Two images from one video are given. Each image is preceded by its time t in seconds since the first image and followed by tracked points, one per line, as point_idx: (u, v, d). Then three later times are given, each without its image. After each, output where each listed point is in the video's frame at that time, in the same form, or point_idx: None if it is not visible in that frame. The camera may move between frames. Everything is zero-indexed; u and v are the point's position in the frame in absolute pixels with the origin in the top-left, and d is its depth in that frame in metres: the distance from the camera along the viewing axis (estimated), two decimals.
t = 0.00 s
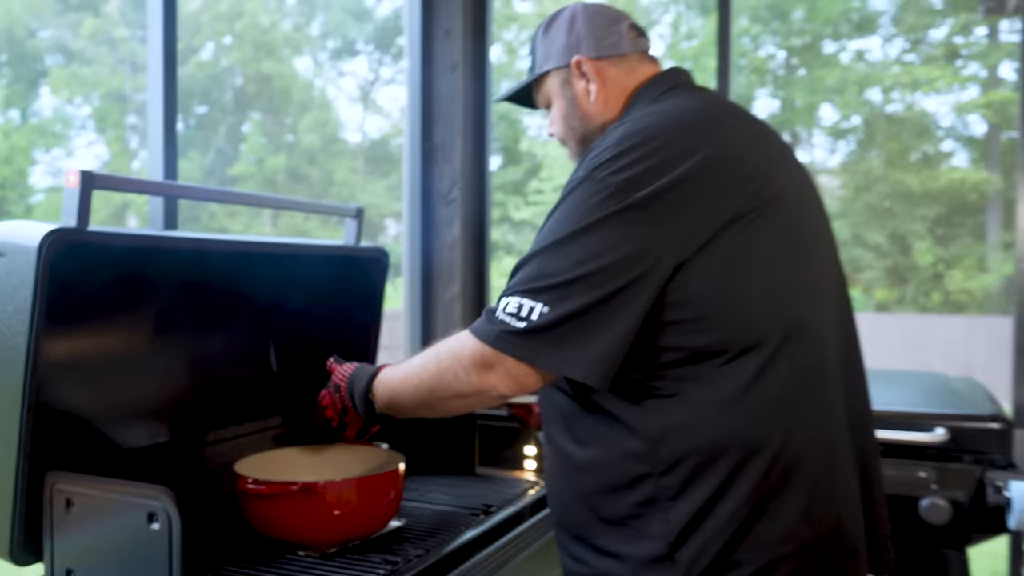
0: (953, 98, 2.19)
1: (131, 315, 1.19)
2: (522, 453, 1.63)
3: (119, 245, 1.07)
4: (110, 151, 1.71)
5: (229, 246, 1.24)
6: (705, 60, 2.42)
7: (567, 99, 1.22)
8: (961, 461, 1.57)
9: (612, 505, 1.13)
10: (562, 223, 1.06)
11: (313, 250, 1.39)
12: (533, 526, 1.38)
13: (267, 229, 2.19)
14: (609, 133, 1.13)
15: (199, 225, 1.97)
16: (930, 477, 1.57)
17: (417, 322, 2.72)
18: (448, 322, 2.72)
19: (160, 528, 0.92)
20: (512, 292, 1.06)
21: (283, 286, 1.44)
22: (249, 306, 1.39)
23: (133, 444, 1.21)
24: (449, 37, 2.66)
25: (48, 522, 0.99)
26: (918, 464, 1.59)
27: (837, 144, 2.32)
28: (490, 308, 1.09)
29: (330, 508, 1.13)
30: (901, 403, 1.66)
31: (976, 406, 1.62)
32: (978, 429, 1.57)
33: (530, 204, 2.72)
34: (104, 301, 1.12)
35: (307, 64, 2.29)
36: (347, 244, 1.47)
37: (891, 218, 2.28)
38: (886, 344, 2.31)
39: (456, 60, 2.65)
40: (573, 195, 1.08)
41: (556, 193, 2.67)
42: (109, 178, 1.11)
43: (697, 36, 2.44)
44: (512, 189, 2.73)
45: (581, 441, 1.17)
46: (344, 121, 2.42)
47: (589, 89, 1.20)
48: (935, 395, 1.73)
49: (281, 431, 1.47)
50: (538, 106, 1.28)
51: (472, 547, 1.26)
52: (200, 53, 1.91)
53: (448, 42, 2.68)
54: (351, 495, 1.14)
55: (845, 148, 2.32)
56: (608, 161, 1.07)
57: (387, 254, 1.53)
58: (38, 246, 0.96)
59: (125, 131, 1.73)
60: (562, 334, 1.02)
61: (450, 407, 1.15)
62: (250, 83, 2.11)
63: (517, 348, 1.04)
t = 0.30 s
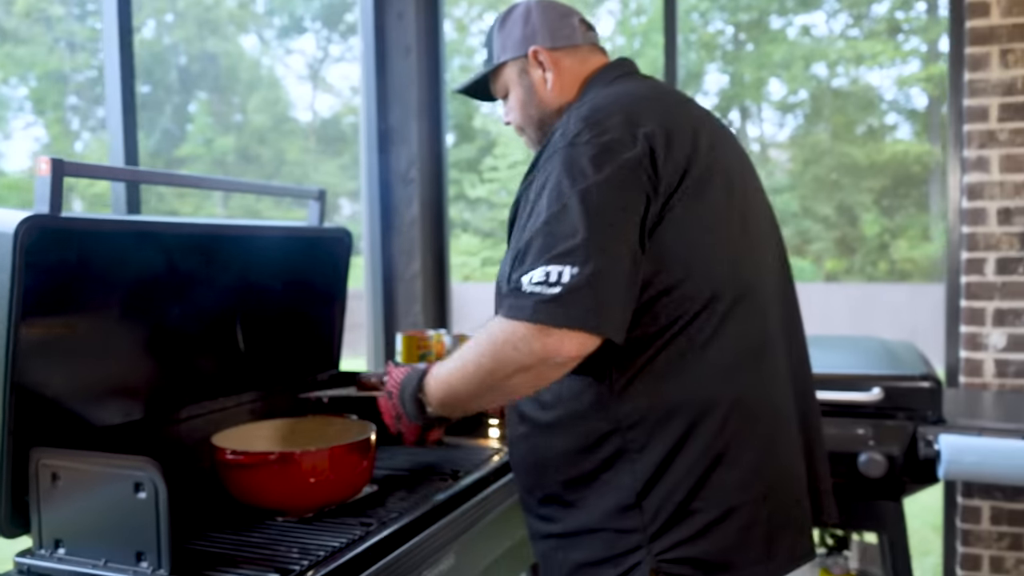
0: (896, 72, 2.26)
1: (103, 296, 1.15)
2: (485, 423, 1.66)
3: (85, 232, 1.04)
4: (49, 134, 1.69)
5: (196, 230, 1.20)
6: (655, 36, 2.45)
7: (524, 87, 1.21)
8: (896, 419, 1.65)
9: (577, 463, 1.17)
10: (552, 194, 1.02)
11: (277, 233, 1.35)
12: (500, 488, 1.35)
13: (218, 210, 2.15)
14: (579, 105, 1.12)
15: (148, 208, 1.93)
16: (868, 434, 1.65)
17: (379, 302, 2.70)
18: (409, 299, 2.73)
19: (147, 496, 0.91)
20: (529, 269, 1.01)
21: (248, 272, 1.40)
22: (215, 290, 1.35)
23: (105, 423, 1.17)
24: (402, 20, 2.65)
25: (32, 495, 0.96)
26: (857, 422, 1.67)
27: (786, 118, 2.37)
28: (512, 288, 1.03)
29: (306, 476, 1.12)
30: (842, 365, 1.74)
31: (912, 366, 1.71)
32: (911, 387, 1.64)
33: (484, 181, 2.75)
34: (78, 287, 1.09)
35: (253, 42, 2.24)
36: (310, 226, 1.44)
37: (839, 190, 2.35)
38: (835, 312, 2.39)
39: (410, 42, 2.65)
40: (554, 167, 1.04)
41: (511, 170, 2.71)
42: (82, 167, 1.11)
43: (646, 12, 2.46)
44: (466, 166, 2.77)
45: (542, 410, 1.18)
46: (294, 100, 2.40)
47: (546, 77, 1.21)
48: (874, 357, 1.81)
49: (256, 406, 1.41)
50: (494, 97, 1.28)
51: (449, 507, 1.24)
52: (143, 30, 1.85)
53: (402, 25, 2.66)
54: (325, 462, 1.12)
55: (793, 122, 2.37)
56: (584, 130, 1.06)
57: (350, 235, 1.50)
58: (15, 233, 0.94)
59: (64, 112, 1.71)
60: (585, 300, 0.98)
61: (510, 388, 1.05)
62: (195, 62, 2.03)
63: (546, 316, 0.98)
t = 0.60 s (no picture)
0: (870, 83, 2.29)
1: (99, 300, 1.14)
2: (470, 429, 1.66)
3: (83, 241, 1.04)
4: (25, 137, 1.68)
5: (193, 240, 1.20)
6: (634, 46, 2.48)
7: (507, 108, 1.22)
8: (864, 425, 1.67)
9: (590, 466, 1.17)
10: (586, 197, 1.01)
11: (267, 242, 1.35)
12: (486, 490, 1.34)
13: (197, 217, 2.15)
14: (586, 113, 1.12)
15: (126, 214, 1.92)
16: (837, 440, 1.66)
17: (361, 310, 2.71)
18: (392, 308, 2.72)
19: (142, 496, 0.90)
20: (585, 275, 0.98)
21: (234, 282, 1.39)
22: (202, 298, 1.35)
23: (96, 426, 1.15)
24: (385, 29, 2.67)
25: (30, 496, 0.96)
26: (827, 428, 1.68)
27: (763, 128, 2.41)
28: (567, 296, 0.99)
29: (294, 478, 1.11)
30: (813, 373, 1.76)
31: (883, 374, 1.73)
32: (879, 395, 1.66)
33: (465, 189, 2.76)
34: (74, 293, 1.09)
35: (232, 47, 2.24)
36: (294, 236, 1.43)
37: (815, 200, 2.39)
38: (812, 320, 2.42)
39: (393, 52, 2.66)
40: (581, 173, 1.03)
41: (492, 177, 2.73)
42: (76, 177, 1.12)
43: (625, 22, 2.50)
44: (447, 174, 2.77)
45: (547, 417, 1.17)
46: (274, 106, 2.40)
47: (529, 98, 1.21)
48: (845, 366, 1.84)
49: (242, 411, 1.41)
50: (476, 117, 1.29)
51: (437, 508, 1.24)
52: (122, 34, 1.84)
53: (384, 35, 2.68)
54: (313, 465, 1.12)
55: (770, 132, 2.41)
56: (602, 134, 1.06)
57: (335, 244, 1.49)
58: (15, 242, 0.92)
59: (40, 115, 1.71)
60: (649, 295, 0.97)
61: (602, 402, 0.98)
62: (173, 66, 2.03)
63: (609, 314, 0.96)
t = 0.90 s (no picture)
0: (855, 104, 2.33)
1: (87, 320, 1.13)
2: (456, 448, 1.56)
3: (72, 259, 1.03)
4: (12, 154, 1.68)
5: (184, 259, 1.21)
6: (622, 66, 2.51)
7: (493, 128, 1.23)
8: (846, 442, 1.69)
9: (597, 483, 1.16)
10: (591, 218, 1.01)
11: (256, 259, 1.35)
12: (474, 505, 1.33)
13: (184, 234, 2.14)
14: (586, 132, 1.13)
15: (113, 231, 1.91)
16: (820, 456, 1.66)
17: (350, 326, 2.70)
18: (380, 325, 2.70)
19: (131, 514, 0.90)
20: (592, 296, 0.98)
21: (223, 300, 1.39)
22: (191, 316, 1.34)
23: (85, 445, 1.13)
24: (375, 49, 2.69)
25: (19, 514, 0.96)
26: (810, 445, 1.69)
27: (749, 148, 2.43)
28: (574, 315, 1.00)
29: (282, 496, 1.10)
30: (797, 390, 1.77)
31: (864, 391, 1.75)
32: (860, 413, 1.67)
33: (454, 207, 2.77)
34: (64, 313, 1.08)
35: (222, 64, 2.25)
36: (282, 253, 1.44)
37: (801, 219, 2.41)
38: (798, 337, 2.44)
39: (383, 73, 2.68)
40: (587, 193, 1.04)
41: (480, 196, 2.75)
42: (70, 197, 1.12)
43: (613, 42, 2.53)
44: (436, 192, 2.78)
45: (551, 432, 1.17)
46: (263, 123, 2.41)
47: (514, 119, 1.22)
48: (828, 382, 1.85)
49: (230, 429, 1.40)
50: (462, 137, 1.30)
51: (426, 524, 1.24)
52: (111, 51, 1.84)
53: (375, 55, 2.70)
54: (301, 482, 1.11)
55: (756, 151, 2.43)
56: (606, 155, 1.07)
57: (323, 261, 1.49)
58: (7, 261, 0.94)
59: (28, 131, 1.71)
60: (656, 315, 0.98)
61: (611, 426, 0.99)
62: (162, 83, 2.03)
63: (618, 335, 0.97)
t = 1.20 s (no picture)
0: (844, 103, 2.34)
1: (74, 314, 1.13)
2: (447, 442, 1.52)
3: (60, 255, 1.02)
4: None
5: (172, 253, 1.20)
6: (612, 63, 2.51)
7: (480, 116, 1.23)
8: (833, 437, 1.69)
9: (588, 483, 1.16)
10: (591, 235, 1.01)
11: (245, 252, 1.34)
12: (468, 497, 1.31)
13: (172, 228, 2.14)
14: (582, 135, 1.12)
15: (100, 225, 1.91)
16: (806, 452, 1.68)
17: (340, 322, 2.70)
18: (370, 320, 2.72)
19: (121, 506, 0.89)
20: (594, 318, 0.99)
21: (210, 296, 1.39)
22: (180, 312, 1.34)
23: (73, 439, 1.11)
24: (365, 45, 2.69)
25: (7, 507, 0.95)
26: (797, 440, 1.70)
27: (739, 146, 2.44)
28: (576, 335, 1.00)
29: (272, 489, 1.10)
30: (784, 386, 1.78)
31: (854, 389, 1.74)
32: (846, 408, 1.68)
33: (443, 203, 2.76)
34: (50, 305, 1.08)
35: (211, 58, 2.24)
36: (271, 246, 1.42)
37: (789, 217, 2.42)
38: (786, 335, 2.45)
39: (373, 69, 2.68)
40: (587, 206, 1.03)
41: (470, 192, 2.74)
42: (60, 191, 1.11)
43: (603, 39, 2.54)
44: (426, 188, 2.78)
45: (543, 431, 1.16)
46: (251, 117, 2.40)
47: (501, 107, 1.22)
48: (814, 379, 1.86)
49: (223, 423, 1.39)
50: (450, 125, 1.29)
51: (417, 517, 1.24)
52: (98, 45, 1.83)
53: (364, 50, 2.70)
54: (291, 475, 1.11)
55: (746, 150, 2.45)
56: (605, 165, 1.06)
57: (313, 255, 1.47)
58: None
59: (13, 124, 1.71)
60: (656, 337, 0.99)
61: (598, 438, 1.01)
62: (150, 77, 2.02)
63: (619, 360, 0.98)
